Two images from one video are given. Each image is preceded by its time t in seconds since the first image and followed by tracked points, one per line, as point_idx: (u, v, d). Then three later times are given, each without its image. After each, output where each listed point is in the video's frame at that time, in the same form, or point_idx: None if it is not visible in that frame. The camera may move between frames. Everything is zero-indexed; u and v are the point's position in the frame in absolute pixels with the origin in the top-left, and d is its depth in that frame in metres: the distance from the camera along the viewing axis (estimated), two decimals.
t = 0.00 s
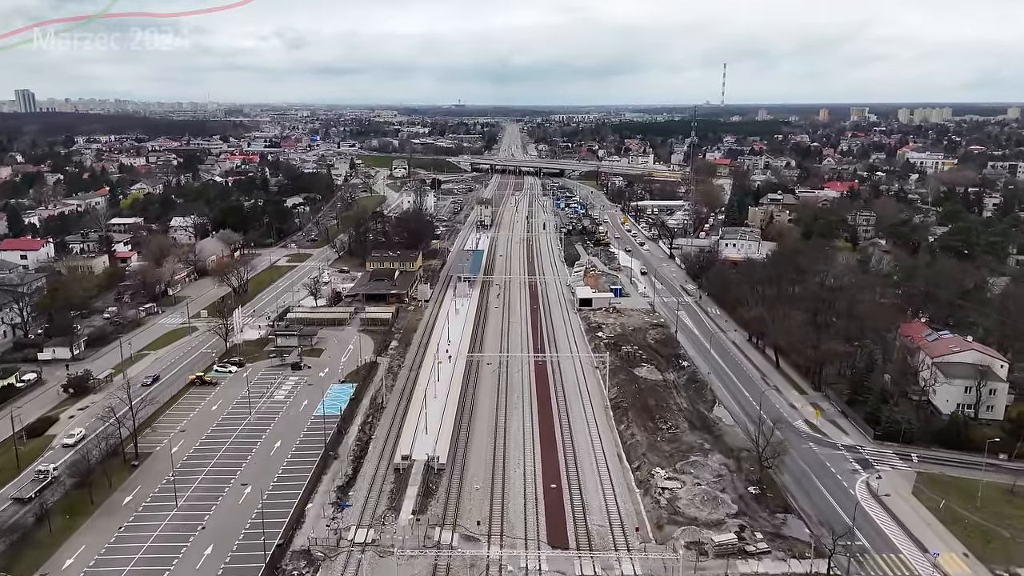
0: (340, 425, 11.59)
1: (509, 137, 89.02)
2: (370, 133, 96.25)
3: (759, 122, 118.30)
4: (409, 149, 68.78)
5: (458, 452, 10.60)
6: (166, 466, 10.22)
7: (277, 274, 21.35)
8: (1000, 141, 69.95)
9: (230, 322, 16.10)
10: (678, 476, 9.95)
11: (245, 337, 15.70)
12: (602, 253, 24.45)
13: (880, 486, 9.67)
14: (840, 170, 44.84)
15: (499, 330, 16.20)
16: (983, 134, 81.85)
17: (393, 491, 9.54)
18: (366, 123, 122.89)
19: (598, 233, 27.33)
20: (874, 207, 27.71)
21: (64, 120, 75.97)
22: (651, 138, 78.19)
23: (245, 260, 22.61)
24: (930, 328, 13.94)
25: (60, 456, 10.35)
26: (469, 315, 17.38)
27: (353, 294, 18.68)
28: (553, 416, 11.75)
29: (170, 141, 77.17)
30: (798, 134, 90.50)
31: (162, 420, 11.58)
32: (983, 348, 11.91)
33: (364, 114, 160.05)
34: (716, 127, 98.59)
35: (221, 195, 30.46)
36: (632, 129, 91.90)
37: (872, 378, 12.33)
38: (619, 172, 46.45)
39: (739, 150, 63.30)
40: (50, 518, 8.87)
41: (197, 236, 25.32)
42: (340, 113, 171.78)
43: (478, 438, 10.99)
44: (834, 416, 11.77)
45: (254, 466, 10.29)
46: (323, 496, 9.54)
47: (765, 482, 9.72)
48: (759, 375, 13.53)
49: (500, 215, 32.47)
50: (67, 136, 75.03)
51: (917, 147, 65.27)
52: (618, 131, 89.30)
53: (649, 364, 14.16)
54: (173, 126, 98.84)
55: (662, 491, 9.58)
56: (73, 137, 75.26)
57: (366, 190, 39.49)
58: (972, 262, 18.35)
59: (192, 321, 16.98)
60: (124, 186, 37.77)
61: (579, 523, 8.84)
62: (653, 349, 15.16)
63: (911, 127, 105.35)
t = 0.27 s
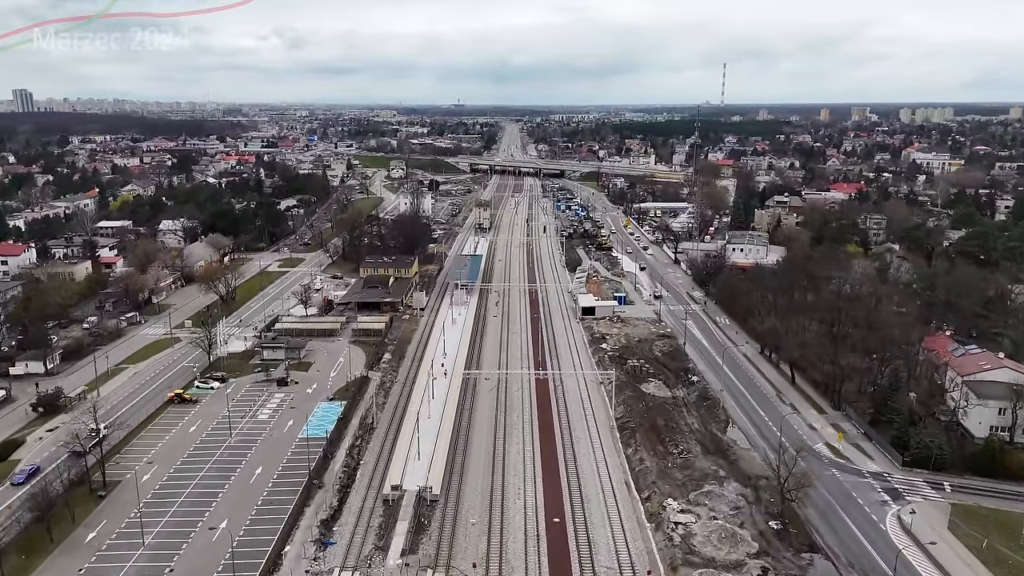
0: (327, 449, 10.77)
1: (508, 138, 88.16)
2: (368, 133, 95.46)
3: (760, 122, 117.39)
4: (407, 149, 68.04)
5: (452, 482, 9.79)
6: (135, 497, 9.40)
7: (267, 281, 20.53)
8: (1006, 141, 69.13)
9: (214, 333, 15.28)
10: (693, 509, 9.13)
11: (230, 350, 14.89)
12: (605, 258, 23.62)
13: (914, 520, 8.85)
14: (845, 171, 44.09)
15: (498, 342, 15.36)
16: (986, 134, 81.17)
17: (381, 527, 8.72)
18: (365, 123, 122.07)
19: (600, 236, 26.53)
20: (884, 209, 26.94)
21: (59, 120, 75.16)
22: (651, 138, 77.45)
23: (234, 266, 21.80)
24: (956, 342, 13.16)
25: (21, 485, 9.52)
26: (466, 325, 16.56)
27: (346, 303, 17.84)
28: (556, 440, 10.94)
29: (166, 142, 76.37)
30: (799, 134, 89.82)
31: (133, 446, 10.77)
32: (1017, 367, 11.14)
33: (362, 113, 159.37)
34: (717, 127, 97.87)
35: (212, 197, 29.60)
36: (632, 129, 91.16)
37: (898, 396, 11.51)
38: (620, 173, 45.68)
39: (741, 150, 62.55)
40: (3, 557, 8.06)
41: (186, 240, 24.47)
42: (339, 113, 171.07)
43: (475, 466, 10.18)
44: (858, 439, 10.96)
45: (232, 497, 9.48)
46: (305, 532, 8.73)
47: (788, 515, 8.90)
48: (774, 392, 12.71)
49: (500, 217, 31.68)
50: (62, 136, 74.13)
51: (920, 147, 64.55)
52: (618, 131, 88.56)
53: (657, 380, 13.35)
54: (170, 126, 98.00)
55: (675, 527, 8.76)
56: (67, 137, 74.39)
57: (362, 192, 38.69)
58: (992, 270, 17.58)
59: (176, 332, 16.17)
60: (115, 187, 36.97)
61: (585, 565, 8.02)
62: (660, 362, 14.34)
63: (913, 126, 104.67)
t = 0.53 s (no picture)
0: (310, 476, 9.95)
1: (507, 138, 87.36)
2: (365, 132, 94.63)
3: (760, 122, 116.62)
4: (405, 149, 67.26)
5: (445, 515, 8.98)
6: (98, 534, 8.59)
7: (255, 287, 19.71)
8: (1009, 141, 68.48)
9: (196, 346, 14.46)
10: (709, 547, 8.33)
11: (212, 364, 14.07)
12: (607, 263, 22.81)
13: (953, 561, 8.05)
14: (850, 172, 43.31)
15: (496, 354, 14.53)
16: (989, 134, 80.47)
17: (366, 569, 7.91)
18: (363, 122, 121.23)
19: (602, 240, 25.73)
20: (894, 212, 26.15)
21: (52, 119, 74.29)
22: (651, 138, 76.68)
23: (221, 272, 20.98)
24: (985, 360, 12.42)
25: None
26: (463, 336, 15.74)
27: (336, 312, 17.03)
28: (558, 468, 10.13)
29: (161, 142, 75.51)
30: (800, 134, 89.11)
31: (101, 475, 9.97)
32: None
33: (360, 113, 158.67)
34: (717, 127, 97.13)
35: (201, 199, 28.75)
36: (632, 129, 90.40)
37: (926, 419, 10.71)
38: (621, 174, 44.90)
39: (742, 150, 61.76)
40: None
41: (173, 244, 23.64)
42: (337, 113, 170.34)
43: (470, 499, 9.36)
44: (884, 466, 10.16)
45: (204, 533, 8.66)
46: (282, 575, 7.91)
47: (814, 556, 8.11)
48: (791, 412, 11.90)
49: (498, 220, 30.87)
50: (55, 135, 73.18)
51: (924, 147, 63.79)
52: (618, 131, 87.81)
53: (665, 397, 12.54)
54: (165, 125, 97.11)
55: (690, 568, 7.97)
56: (61, 137, 73.52)
57: (358, 193, 37.87)
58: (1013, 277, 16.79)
59: (156, 344, 15.34)
60: (104, 189, 36.12)
61: None
62: (668, 377, 13.53)
63: (914, 126, 103.97)
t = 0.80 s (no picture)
0: (292, 508, 9.15)
1: (506, 137, 86.63)
2: (363, 132, 93.78)
3: (761, 121, 115.78)
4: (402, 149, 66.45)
5: (438, 554, 8.19)
6: None
7: (243, 295, 18.89)
8: (1015, 141, 67.67)
9: (176, 359, 13.64)
10: None
11: (193, 379, 13.26)
12: (610, 268, 22.03)
13: None
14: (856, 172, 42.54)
15: (494, 368, 13.72)
16: (992, 133, 79.69)
17: None
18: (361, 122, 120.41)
19: (603, 244, 24.94)
20: (905, 214, 25.37)
21: (46, 118, 73.44)
22: (651, 138, 75.90)
23: (209, 279, 20.17)
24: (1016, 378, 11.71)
25: None
26: (459, 348, 14.95)
27: (327, 322, 16.22)
28: (561, 500, 9.31)
29: (156, 141, 74.68)
30: (802, 133, 88.37)
31: (64, 508, 9.19)
32: None
33: (358, 112, 157.79)
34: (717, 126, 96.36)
35: (191, 200, 27.93)
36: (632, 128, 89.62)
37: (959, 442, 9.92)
38: (622, 174, 44.12)
39: (744, 150, 60.99)
40: None
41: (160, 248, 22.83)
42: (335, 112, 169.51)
43: (466, 537, 8.54)
44: (914, 496, 9.37)
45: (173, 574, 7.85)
46: None
47: None
48: (810, 433, 11.10)
49: (497, 222, 30.07)
50: (49, 135, 72.33)
51: (927, 147, 62.98)
52: (618, 130, 87.01)
53: (675, 416, 11.74)
54: (161, 125, 96.27)
55: None
56: (55, 137, 72.68)
57: (354, 194, 37.06)
58: None
59: (135, 356, 14.52)
60: (94, 190, 35.30)
61: None
62: (677, 393, 12.73)
63: (916, 126, 103.22)
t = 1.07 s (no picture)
0: (270, 548, 8.30)
1: (505, 138, 85.85)
2: (361, 133, 93.00)
3: (761, 122, 115.07)
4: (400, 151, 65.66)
5: None
6: None
7: (230, 304, 18.05)
8: (1019, 142, 66.96)
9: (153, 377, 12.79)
10: None
11: (170, 398, 12.41)
12: (612, 275, 21.22)
13: None
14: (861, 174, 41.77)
15: (492, 387, 12.91)
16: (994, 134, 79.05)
17: None
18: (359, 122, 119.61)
19: (605, 249, 24.13)
20: (916, 219, 24.59)
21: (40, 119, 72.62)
22: (652, 139, 75.14)
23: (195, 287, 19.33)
24: None
25: None
26: (455, 363, 14.13)
27: (316, 334, 15.37)
28: (565, 537, 8.49)
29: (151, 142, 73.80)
30: (803, 134, 87.64)
31: (19, 549, 8.32)
32: None
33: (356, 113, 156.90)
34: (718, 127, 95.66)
35: (180, 204, 27.08)
36: (632, 129, 88.85)
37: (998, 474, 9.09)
38: (623, 176, 43.32)
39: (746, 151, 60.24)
40: None
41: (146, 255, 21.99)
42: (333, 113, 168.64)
43: None
44: (952, 535, 8.53)
45: None
46: None
47: None
48: (833, 460, 10.27)
49: (495, 226, 29.26)
50: (43, 136, 71.44)
51: (931, 148, 62.20)
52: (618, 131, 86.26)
53: (687, 440, 10.92)
54: (157, 125, 95.46)
55: None
56: (49, 138, 71.87)
57: (349, 197, 36.24)
58: None
59: (111, 373, 13.67)
60: (83, 193, 34.45)
61: None
62: (687, 414, 11.91)
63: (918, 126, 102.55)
